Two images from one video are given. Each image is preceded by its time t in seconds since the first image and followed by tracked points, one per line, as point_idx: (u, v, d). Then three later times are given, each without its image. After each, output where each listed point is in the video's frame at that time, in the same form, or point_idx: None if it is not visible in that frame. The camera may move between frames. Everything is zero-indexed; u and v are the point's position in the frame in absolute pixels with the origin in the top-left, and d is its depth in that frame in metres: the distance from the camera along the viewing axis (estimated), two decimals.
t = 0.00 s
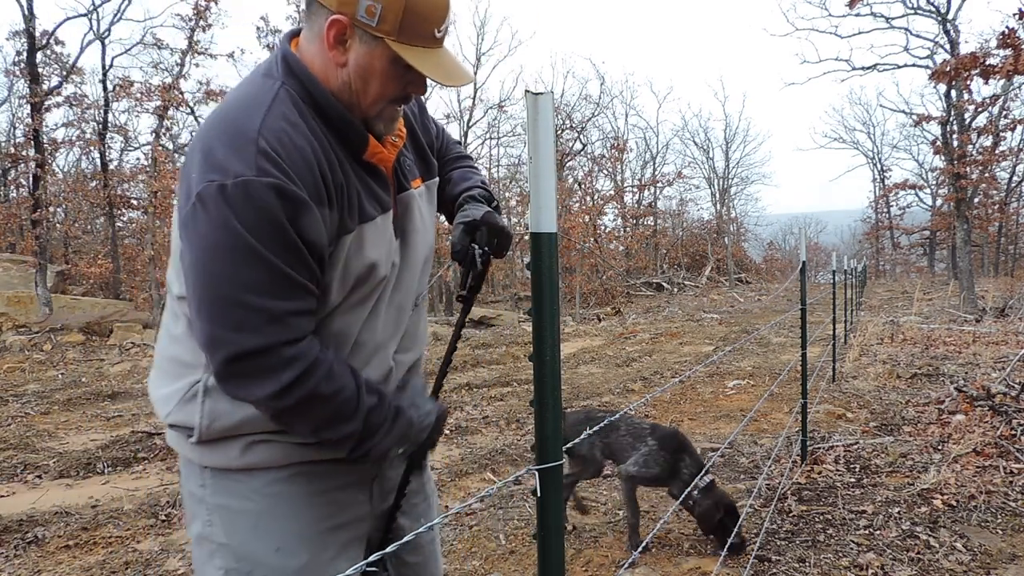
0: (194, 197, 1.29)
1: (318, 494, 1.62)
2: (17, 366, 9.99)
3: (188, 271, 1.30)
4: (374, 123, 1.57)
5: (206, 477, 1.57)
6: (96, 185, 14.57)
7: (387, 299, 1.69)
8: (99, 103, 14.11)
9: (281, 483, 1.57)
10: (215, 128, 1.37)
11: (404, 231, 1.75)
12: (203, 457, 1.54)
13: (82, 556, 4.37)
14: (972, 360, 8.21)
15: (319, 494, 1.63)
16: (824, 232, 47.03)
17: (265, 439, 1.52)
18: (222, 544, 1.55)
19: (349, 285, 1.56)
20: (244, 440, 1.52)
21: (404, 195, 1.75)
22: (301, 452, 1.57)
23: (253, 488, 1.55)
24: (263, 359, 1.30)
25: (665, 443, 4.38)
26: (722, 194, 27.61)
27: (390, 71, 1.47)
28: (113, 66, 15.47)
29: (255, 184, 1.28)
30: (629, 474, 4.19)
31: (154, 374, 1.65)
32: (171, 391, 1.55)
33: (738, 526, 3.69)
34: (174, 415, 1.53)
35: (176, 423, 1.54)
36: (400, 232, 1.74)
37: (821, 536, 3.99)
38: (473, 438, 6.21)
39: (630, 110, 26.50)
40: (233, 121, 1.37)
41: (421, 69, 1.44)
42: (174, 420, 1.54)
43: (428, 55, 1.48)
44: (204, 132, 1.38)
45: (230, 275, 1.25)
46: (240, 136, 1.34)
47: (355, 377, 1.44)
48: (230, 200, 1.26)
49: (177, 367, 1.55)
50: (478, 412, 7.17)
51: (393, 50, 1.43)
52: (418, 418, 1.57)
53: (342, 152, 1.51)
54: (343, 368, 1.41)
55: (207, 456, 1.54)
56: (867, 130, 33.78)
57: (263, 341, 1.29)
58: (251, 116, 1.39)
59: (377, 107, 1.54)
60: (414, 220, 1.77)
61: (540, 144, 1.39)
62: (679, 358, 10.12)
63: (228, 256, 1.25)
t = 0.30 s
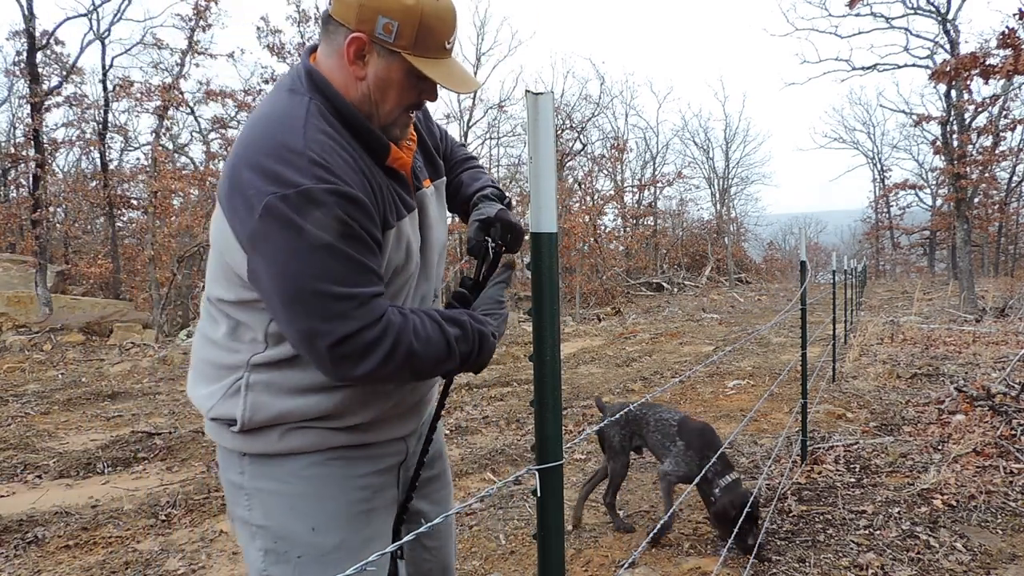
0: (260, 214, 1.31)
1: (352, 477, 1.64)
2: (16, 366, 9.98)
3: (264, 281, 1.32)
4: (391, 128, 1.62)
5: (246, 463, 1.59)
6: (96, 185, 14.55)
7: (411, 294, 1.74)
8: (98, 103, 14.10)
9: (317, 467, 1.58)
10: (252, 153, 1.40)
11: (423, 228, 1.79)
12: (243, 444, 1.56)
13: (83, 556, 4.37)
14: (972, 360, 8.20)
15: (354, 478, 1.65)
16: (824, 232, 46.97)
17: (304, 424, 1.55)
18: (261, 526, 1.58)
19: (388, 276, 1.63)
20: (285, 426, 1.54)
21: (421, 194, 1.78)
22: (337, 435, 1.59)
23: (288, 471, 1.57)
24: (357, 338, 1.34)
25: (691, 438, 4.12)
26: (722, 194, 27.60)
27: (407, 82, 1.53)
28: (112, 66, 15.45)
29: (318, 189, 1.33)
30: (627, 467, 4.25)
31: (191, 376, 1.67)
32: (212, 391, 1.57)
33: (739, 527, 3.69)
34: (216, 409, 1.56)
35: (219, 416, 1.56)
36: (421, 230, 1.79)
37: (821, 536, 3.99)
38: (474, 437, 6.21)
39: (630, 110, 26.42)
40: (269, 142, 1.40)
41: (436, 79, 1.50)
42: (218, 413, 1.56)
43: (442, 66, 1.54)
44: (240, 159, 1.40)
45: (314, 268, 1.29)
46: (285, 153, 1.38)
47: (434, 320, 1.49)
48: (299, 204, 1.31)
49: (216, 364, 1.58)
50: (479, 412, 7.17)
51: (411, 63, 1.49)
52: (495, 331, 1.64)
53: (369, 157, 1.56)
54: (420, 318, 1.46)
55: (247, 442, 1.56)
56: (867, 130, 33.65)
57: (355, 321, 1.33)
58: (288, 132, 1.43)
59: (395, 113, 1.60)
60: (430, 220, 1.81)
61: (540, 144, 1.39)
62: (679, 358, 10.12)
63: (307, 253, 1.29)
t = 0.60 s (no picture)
0: (268, 206, 1.31)
1: (371, 469, 1.64)
2: (16, 366, 9.98)
3: (267, 271, 1.33)
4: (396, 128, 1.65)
5: (267, 459, 1.58)
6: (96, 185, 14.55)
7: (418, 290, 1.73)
8: (99, 103, 14.10)
9: (338, 458, 1.58)
10: (264, 144, 1.40)
11: (427, 225, 1.79)
12: (264, 438, 1.56)
13: (82, 556, 4.37)
14: (972, 360, 8.20)
15: (372, 470, 1.64)
16: (824, 232, 46.97)
17: (324, 417, 1.55)
18: (285, 519, 1.57)
19: (392, 274, 1.62)
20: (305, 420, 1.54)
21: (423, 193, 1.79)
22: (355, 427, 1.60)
23: (313, 463, 1.57)
24: (356, 331, 1.35)
25: (693, 424, 4.17)
26: (722, 194, 27.60)
27: (415, 85, 1.56)
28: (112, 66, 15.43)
29: (327, 184, 1.34)
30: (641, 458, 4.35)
31: (206, 376, 1.67)
32: (229, 390, 1.58)
33: (739, 527, 3.68)
34: (235, 406, 1.56)
35: (238, 412, 1.56)
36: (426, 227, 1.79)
37: (821, 535, 3.99)
38: (474, 438, 6.21)
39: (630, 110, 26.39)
40: (282, 135, 1.41)
41: (445, 84, 1.52)
42: (236, 410, 1.56)
43: (449, 68, 1.56)
44: (252, 151, 1.41)
45: (316, 261, 1.30)
46: (296, 145, 1.38)
47: (431, 313, 1.49)
48: (307, 198, 1.32)
49: (232, 364, 1.59)
50: (479, 412, 7.17)
51: (421, 67, 1.51)
52: (486, 321, 1.63)
53: (378, 156, 1.58)
54: (414, 310, 1.45)
55: (268, 437, 1.55)
56: (867, 130, 33.58)
57: (355, 314, 1.34)
58: (300, 127, 1.43)
59: (401, 114, 1.62)
60: (433, 218, 1.81)
61: (540, 144, 1.39)
62: (680, 358, 10.12)
63: (311, 247, 1.29)
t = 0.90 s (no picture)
0: (262, 209, 1.31)
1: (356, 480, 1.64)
2: (17, 366, 9.98)
3: (260, 274, 1.32)
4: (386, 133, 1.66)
5: (253, 472, 1.57)
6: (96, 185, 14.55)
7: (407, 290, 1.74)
8: (99, 102, 14.10)
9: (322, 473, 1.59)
10: (254, 148, 1.40)
11: (414, 230, 1.79)
12: (255, 453, 1.55)
13: (83, 556, 4.37)
14: (972, 360, 8.20)
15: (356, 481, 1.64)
16: (824, 232, 46.95)
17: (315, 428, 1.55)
18: (269, 531, 1.57)
19: (383, 277, 1.62)
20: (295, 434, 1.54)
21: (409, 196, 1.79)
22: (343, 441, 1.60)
23: (302, 479, 1.57)
24: (350, 333, 1.35)
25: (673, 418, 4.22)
26: (722, 194, 27.60)
27: (404, 89, 1.57)
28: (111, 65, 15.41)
29: (321, 186, 1.34)
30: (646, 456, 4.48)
31: (194, 385, 1.66)
32: (220, 400, 1.57)
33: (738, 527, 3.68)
34: (225, 416, 1.54)
35: (229, 423, 1.55)
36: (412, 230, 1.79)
37: (821, 535, 3.99)
38: (474, 438, 6.21)
39: (630, 110, 26.37)
40: (273, 138, 1.41)
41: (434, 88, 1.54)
42: (228, 420, 1.54)
43: (437, 72, 1.58)
44: (242, 154, 1.41)
45: (310, 265, 1.30)
46: (287, 149, 1.38)
47: (422, 313, 1.49)
48: (301, 201, 1.31)
49: (222, 372, 1.58)
50: (479, 412, 7.17)
51: (410, 71, 1.53)
52: (476, 317, 1.63)
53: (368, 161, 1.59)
54: (405, 310, 1.46)
55: (259, 450, 1.54)
56: (867, 129, 33.43)
57: (350, 315, 1.34)
58: (291, 129, 1.43)
59: (390, 118, 1.63)
60: (419, 221, 1.81)
61: (541, 144, 1.39)
62: (680, 358, 10.12)
63: (307, 248, 1.30)
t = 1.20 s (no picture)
0: (233, 222, 1.31)
1: (322, 493, 1.63)
2: (16, 366, 9.98)
3: (234, 288, 1.33)
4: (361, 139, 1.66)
5: (216, 482, 1.58)
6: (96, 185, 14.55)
7: (382, 297, 1.73)
8: (99, 103, 14.11)
9: (285, 487, 1.58)
10: (223, 161, 1.40)
11: (388, 238, 1.79)
12: (219, 464, 1.55)
13: (83, 555, 4.38)
14: (972, 360, 8.20)
15: (322, 494, 1.63)
16: (824, 232, 46.97)
17: (282, 441, 1.55)
18: (232, 542, 1.58)
19: (357, 284, 1.62)
20: (263, 446, 1.54)
21: (384, 205, 1.78)
22: (313, 453, 1.60)
23: (264, 491, 1.57)
24: (329, 342, 1.35)
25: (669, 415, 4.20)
26: (722, 194, 27.60)
27: (379, 96, 1.58)
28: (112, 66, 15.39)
29: (292, 196, 1.35)
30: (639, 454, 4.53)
31: (161, 397, 1.65)
32: (186, 410, 1.57)
33: (738, 527, 3.68)
34: (190, 427, 1.55)
35: (194, 435, 1.55)
36: (386, 239, 1.78)
37: (821, 536, 3.99)
38: (473, 438, 6.21)
39: (630, 110, 26.34)
40: (242, 149, 1.41)
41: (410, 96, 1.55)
42: (193, 431, 1.55)
43: (412, 79, 1.59)
44: (211, 166, 1.40)
45: (285, 277, 1.30)
46: (259, 160, 1.38)
47: (401, 321, 1.48)
48: (274, 212, 1.32)
49: (187, 382, 1.58)
50: (479, 412, 7.17)
51: (385, 79, 1.53)
52: (458, 321, 1.63)
53: (342, 169, 1.60)
54: (385, 319, 1.46)
55: (223, 462, 1.55)
56: (867, 130, 33.33)
57: (327, 324, 1.34)
58: (261, 141, 1.43)
59: (364, 126, 1.64)
60: (393, 229, 1.80)
61: (542, 142, 1.39)
62: (679, 359, 10.12)
63: (280, 261, 1.30)
